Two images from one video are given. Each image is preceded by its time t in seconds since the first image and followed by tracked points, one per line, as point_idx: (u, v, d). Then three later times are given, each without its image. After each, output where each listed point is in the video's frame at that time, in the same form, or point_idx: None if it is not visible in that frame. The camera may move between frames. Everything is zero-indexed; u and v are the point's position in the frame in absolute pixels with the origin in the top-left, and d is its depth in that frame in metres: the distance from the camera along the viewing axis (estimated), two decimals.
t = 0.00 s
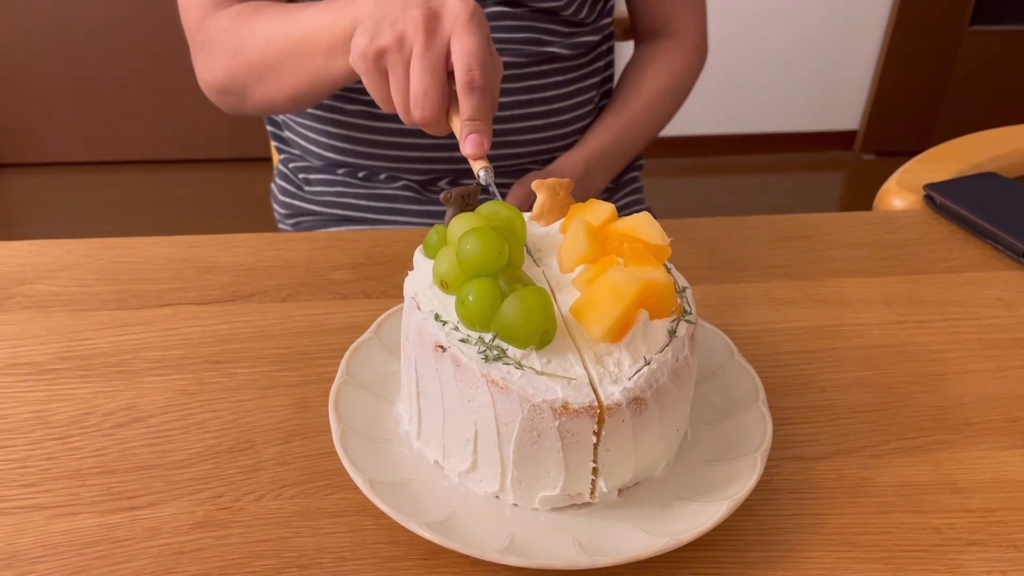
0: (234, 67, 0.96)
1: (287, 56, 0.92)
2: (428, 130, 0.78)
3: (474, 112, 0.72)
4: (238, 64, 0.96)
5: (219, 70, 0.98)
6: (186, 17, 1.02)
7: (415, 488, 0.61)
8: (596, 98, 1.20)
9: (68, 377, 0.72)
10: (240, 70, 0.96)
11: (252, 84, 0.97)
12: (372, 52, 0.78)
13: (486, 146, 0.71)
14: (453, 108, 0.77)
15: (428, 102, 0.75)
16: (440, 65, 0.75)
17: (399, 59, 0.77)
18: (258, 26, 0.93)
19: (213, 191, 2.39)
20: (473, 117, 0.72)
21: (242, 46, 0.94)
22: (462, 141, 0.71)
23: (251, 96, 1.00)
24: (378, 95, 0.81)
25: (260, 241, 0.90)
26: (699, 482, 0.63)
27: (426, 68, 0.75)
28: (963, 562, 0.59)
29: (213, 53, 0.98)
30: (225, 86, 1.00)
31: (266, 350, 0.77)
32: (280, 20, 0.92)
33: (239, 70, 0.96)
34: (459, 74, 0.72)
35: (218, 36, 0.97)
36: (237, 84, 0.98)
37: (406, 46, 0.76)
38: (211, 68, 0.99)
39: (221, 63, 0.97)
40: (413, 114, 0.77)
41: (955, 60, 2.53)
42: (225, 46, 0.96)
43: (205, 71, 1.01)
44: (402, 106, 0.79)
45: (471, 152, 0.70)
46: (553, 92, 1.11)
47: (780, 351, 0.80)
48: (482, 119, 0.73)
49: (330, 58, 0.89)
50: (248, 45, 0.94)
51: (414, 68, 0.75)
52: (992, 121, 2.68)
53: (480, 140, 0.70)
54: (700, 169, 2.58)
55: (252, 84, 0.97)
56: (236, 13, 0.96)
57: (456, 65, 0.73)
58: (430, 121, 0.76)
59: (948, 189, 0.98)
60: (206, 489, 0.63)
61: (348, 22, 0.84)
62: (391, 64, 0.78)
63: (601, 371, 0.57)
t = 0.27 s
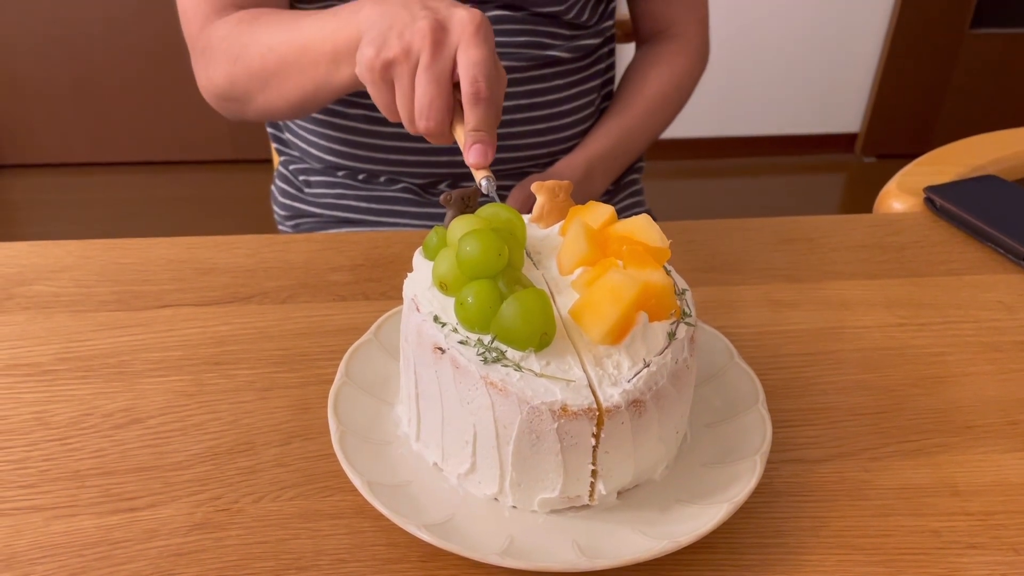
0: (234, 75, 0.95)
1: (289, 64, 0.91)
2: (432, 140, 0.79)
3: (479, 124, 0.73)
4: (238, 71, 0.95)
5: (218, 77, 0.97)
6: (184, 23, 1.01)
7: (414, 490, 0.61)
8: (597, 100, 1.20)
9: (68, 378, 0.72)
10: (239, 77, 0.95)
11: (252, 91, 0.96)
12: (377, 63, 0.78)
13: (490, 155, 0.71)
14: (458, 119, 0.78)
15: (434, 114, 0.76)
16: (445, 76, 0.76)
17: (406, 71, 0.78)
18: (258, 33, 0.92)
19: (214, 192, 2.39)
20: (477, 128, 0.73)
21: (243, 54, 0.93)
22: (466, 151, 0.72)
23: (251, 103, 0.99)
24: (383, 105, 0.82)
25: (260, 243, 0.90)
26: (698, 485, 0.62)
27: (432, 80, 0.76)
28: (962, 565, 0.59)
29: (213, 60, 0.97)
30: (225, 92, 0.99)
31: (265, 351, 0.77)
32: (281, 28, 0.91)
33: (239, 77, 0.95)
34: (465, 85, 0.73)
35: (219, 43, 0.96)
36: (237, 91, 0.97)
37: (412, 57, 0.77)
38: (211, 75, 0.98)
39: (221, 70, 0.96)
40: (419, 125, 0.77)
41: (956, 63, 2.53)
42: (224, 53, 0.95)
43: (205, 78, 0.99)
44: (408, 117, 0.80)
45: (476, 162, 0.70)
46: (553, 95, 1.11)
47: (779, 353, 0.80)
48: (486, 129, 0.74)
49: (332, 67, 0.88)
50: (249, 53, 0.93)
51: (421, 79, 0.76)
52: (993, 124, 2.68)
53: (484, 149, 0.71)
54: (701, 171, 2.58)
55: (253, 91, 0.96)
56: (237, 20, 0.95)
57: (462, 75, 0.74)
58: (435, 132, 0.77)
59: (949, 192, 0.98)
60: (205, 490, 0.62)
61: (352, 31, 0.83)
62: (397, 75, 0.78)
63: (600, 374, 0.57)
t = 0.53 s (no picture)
0: (235, 85, 0.95)
1: (288, 78, 0.90)
2: (435, 158, 0.79)
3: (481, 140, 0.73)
4: (238, 82, 0.94)
5: (218, 86, 0.97)
6: (184, 30, 1.00)
7: (414, 491, 0.61)
8: (597, 102, 1.20)
9: (68, 379, 0.72)
10: (239, 87, 0.95)
11: (252, 101, 0.96)
12: (380, 83, 0.79)
13: (492, 169, 0.71)
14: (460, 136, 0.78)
15: (436, 133, 0.77)
16: (447, 95, 0.76)
17: (408, 92, 0.78)
18: (258, 44, 0.92)
19: (214, 193, 2.40)
20: (478, 143, 0.73)
21: (244, 67, 0.93)
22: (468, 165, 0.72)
23: (252, 111, 0.99)
24: (387, 125, 0.82)
25: (260, 244, 0.90)
26: (698, 487, 0.62)
27: (434, 98, 0.76)
28: (962, 567, 0.59)
29: (213, 70, 0.96)
30: (226, 102, 0.98)
31: (265, 352, 0.77)
32: (281, 41, 0.91)
33: (238, 87, 0.95)
34: (466, 101, 0.73)
35: (219, 54, 0.95)
36: (237, 100, 0.97)
37: (414, 76, 0.77)
38: (212, 85, 0.98)
39: (222, 81, 0.96)
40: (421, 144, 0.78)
41: (956, 65, 2.54)
42: (224, 63, 0.95)
43: (206, 86, 0.99)
44: (410, 137, 0.81)
45: (476, 175, 0.70)
46: (553, 97, 1.12)
47: (779, 355, 0.80)
48: (488, 145, 0.74)
49: (331, 83, 0.87)
50: (249, 64, 0.92)
51: (422, 98, 0.77)
52: (993, 126, 2.68)
53: (486, 163, 0.71)
54: (701, 173, 2.59)
55: (254, 101, 0.96)
56: (237, 31, 0.94)
57: (463, 91, 0.74)
58: (437, 150, 0.78)
59: (948, 194, 0.98)
60: (205, 491, 0.62)
61: (352, 50, 0.83)
62: (400, 94, 0.79)
63: (600, 375, 0.57)
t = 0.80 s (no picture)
0: (234, 88, 0.94)
1: (286, 82, 0.90)
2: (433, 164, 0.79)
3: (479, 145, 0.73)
4: (236, 85, 0.94)
5: (217, 89, 0.96)
6: (184, 34, 1.00)
7: (411, 494, 0.61)
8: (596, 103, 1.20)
9: (64, 380, 0.72)
10: (238, 90, 0.94)
11: (250, 104, 0.96)
12: (377, 89, 0.79)
13: (491, 175, 0.71)
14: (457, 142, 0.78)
15: (434, 139, 0.76)
16: (445, 102, 0.76)
17: (405, 98, 0.78)
18: (257, 48, 0.91)
19: (212, 194, 2.39)
20: (477, 149, 0.73)
21: (243, 69, 0.92)
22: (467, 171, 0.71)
23: (251, 115, 0.98)
24: (384, 129, 0.82)
25: (258, 245, 0.90)
26: (697, 490, 0.62)
27: (432, 105, 0.76)
28: (961, 570, 0.59)
29: (212, 73, 0.96)
30: (225, 105, 0.98)
31: (263, 354, 0.76)
32: (279, 45, 0.90)
33: (237, 90, 0.94)
34: (465, 107, 0.73)
35: (218, 57, 0.95)
36: (236, 103, 0.97)
37: (411, 82, 0.77)
38: (211, 88, 0.97)
39: (221, 84, 0.96)
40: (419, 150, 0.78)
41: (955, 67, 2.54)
42: (223, 67, 0.94)
43: (205, 90, 0.99)
44: (409, 143, 0.81)
45: (476, 180, 0.70)
46: (553, 98, 1.11)
47: (777, 357, 0.79)
48: (486, 151, 0.73)
49: (329, 88, 0.87)
50: (248, 67, 0.92)
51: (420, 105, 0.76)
52: (992, 128, 2.68)
53: (484, 169, 0.71)
54: (700, 175, 2.58)
55: (253, 104, 0.96)
56: (236, 34, 0.94)
57: (461, 98, 0.74)
58: (435, 156, 0.78)
59: (947, 196, 0.98)
60: (201, 493, 0.62)
61: (352, 55, 0.83)
62: (397, 100, 0.79)
63: (598, 377, 0.57)
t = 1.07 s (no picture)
0: (230, 89, 0.94)
1: (281, 81, 0.90)
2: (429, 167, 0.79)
3: (475, 149, 0.72)
4: (232, 86, 0.94)
5: (213, 90, 0.96)
6: (182, 35, 1.00)
7: (407, 496, 0.60)
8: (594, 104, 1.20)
9: (59, 381, 0.72)
10: (234, 91, 0.94)
11: (247, 105, 0.96)
12: (372, 93, 0.79)
13: (486, 180, 0.71)
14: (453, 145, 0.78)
15: (428, 144, 0.77)
16: (439, 107, 0.76)
17: (400, 102, 0.78)
18: (252, 48, 0.91)
19: (210, 195, 2.39)
20: (472, 153, 0.72)
21: (239, 70, 0.92)
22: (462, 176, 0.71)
23: (247, 115, 0.98)
24: (380, 133, 0.82)
25: (254, 246, 0.90)
26: (694, 492, 0.62)
27: (426, 109, 0.76)
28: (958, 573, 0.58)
29: (209, 74, 0.96)
30: (223, 106, 0.98)
31: (259, 355, 0.76)
32: (274, 45, 0.90)
33: (234, 91, 0.94)
34: (460, 111, 0.73)
35: (215, 58, 0.95)
36: (233, 104, 0.97)
37: (406, 86, 0.77)
38: (209, 89, 0.97)
39: (219, 85, 0.95)
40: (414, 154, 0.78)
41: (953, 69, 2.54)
42: (219, 67, 0.94)
43: (203, 91, 0.99)
44: (404, 147, 0.81)
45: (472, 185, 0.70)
46: (550, 99, 1.11)
47: (775, 359, 0.79)
48: (482, 155, 0.73)
49: (324, 87, 0.87)
50: (243, 68, 0.92)
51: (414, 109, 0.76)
52: (990, 130, 2.68)
53: (479, 174, 0.70)
54: (698, 176, 2.58)
55: (250, 105, 0.95)
56: (232, 35, 0.94)
57: (456, 102, 0.74)
58: (430, 161, 0.78)
59: (946, 198, 0.98)
60: (196, 495, 0.62)
61: (346, 53, 0.83)
62: (392, 105, 0.79)
63: (594, 379, 0.57)
